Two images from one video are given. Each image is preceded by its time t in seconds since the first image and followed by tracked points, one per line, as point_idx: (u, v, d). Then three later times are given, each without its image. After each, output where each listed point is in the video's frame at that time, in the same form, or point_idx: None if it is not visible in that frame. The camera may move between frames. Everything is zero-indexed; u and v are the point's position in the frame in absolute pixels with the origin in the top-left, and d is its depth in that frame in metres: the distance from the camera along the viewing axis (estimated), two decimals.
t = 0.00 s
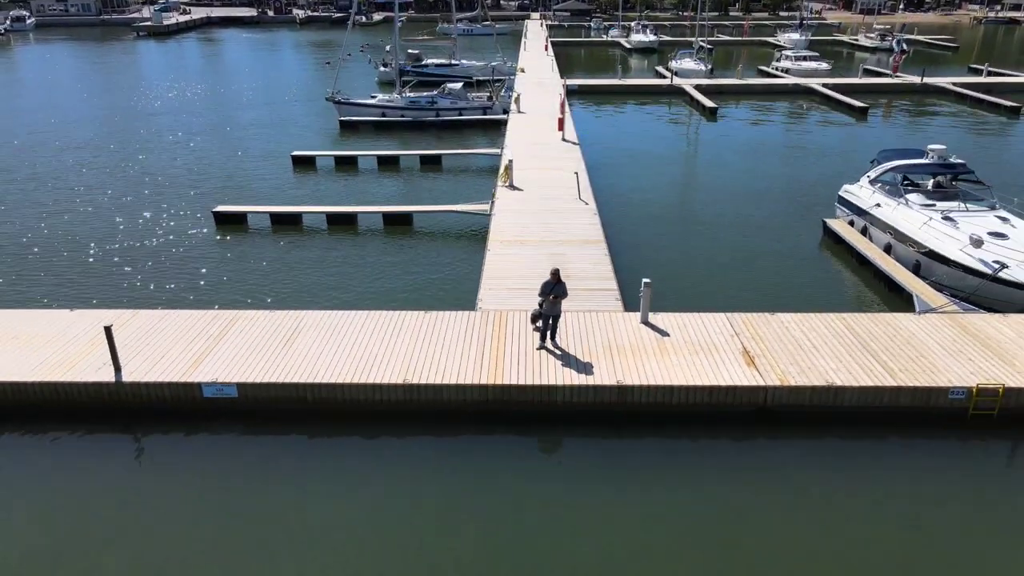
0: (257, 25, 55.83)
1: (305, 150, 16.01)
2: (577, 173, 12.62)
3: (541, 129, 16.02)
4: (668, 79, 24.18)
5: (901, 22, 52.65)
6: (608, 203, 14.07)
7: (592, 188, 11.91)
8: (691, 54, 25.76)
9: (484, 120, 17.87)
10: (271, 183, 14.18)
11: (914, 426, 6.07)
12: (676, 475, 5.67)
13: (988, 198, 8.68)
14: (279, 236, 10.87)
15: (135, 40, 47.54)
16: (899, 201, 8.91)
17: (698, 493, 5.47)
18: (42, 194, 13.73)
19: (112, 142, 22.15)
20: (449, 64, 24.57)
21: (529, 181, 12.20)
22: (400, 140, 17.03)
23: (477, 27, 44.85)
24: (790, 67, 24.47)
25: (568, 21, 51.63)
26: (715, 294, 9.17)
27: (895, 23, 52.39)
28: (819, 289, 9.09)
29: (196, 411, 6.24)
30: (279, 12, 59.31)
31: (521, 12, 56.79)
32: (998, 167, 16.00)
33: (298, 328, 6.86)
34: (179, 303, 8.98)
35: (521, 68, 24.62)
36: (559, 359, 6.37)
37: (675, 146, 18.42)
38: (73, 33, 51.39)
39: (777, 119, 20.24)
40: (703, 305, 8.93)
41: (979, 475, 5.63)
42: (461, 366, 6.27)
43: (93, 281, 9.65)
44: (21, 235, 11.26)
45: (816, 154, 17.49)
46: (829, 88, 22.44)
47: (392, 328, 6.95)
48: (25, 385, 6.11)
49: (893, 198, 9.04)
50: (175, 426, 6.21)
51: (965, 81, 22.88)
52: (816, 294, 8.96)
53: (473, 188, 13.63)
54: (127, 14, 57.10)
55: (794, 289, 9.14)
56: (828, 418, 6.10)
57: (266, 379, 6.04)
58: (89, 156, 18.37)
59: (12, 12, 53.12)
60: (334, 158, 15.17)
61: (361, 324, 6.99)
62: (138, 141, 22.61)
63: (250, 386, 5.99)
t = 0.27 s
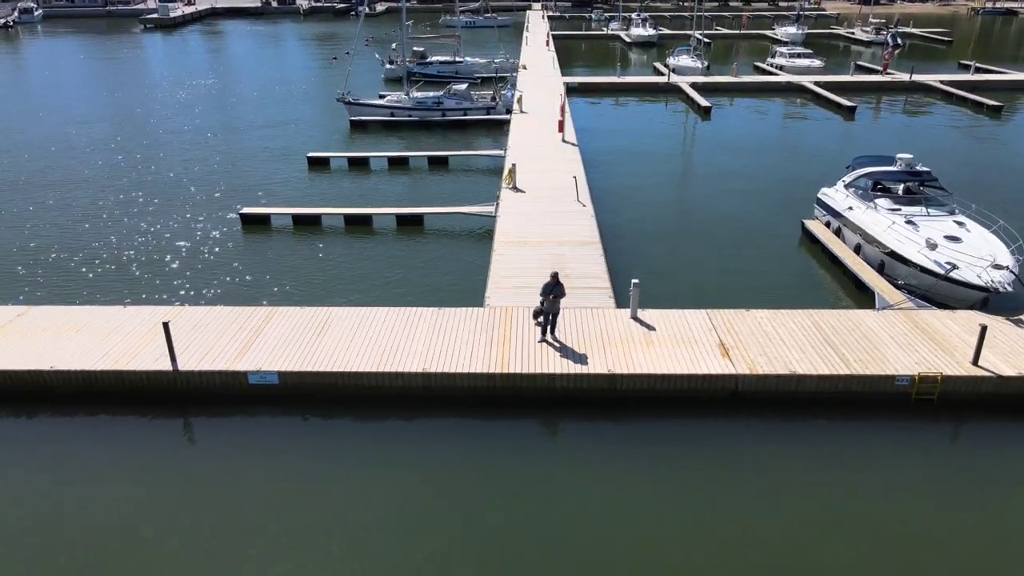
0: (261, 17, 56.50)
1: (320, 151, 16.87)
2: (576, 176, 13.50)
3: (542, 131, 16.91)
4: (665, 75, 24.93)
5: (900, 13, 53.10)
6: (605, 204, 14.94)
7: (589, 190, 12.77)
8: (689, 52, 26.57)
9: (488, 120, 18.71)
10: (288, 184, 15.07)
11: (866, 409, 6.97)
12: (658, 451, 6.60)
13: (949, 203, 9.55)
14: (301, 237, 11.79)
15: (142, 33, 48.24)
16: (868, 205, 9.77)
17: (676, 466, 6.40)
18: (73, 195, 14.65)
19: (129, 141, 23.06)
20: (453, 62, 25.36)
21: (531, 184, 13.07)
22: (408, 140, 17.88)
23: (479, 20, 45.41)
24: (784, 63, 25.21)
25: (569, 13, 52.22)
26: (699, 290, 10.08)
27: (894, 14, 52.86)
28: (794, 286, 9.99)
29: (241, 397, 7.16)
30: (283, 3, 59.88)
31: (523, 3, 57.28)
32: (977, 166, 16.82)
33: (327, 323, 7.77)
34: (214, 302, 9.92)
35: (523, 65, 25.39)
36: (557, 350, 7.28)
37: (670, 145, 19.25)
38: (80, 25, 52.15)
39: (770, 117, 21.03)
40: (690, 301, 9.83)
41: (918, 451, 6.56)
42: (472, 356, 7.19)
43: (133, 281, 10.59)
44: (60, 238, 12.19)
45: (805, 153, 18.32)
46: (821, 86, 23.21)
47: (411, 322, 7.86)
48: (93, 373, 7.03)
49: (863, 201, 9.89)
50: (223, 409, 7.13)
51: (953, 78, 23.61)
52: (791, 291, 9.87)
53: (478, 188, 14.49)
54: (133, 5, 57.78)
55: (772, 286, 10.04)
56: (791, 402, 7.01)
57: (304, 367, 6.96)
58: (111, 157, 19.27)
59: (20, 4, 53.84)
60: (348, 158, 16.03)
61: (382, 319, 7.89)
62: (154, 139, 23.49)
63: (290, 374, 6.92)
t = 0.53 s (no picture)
0: (264, 13, 57.14)
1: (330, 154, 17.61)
2: (575, 181, 14.30)
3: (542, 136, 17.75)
4: (663, 76, 25.61)
5: (897, 9, 53.63)
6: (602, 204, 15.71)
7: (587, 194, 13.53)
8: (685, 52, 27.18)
9: (490, 122, 19.44)
10: (301, 187, 15.84)
11: (832, 398, 7.76)
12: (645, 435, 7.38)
13: (919, 208, 10.31)
14: (316, 239, 12.58)
15: (148, 30, 48.91)
16: (845, 210, 10.51)
17: (661, 448, 7.19)
18: (96, 198, 15.44)
19: (143, 142, 23.86)
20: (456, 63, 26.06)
21: (533, 189, 13.85)
22: (413, 142, 18.62)
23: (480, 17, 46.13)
24: (778, 64, 25.88)
25: (569, 9, 52.81)
26: (687, 290, 10.88)
27: (892, 10, 53.37)
28: (775, 286, 10.78)
29: (270, 387, 7.97)
30: None
31: None
32: (960, 167, 17.53)
33: (346, 320, 8.57)
34: (238, 300, 10.74)
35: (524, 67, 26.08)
36: (556, 344, 8.08)
37: (665, 146, 19.98)
38: (87, 22, 52.85)
39: (762, 119, 21.74)
40: (678, 299, 10.63)
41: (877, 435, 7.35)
42: (479, 350, 7.99)
43: (161, 282, 11.41)
44: (90, 241, 13.02)
45: (796, 154, 19.05)
46: (813, 87, 23.90)
47: (423, 319, 8.66)
48: (139, 366, 7.82)
49: (841, 206, 10.63)
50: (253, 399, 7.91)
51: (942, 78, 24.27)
52: (772, 290, 10.67)
53: (482, 191, 15.25)
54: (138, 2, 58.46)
55: (754, 286, 10.84)
56: (765, 392, 7.81)
57: (329, 360, 7.77)
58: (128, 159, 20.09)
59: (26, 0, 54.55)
60: (357, 161, 16.78)
61: (397, 316, 8.68)
62: (166, 139, 24.29)
63: (316, 366, 7.73)
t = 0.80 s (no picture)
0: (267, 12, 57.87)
1: (339, 158, 18.36)
2: (574, 186, 15.05)
3: (543, 141, 18.53)
4: (659, 79, 26.38)
5: (893, 9, 54.36)
6: (599, 208, 16.50)
7: (585, 199, 14.29)
8: (682, 55, 27.95)
9: (493, 126, 20.19)
10: (313, 191, 16.61)
11: (805, 391, 8.57)
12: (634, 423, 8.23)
13: (891, 215, 11.09)
14: (330, 242, 13.38)
15: (154, 31, 49.72)
16: (823, 216, 11.29)
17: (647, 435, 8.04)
18: (116, 201, 16.18)
19: (155, 144, 24.65)
20: (459, 66, 26.79)
21: (534, 193, 14.61)
22: (418, 145, 19.38)
23: (482, 17, 47.08)
24: (772, 67, 26.63)
25: (569, 9, 53.51)
26: (677, 292, 11.68)
27: (888, 10, 54.09)
28: (758, 288, 11.60)
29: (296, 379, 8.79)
30: None
31: None
32: (943, 171, 18.28)
33: (362, 320, 9.43)
34: (258, 300, 11.54)
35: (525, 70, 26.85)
36: (554, 341, 8.92)
37: (661, 149, 20.74)
38: (93, 21, 53.62)
39: (755, 122, 22.49)
40: (669, 300, 11.44)
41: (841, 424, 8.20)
42: (485, 346, 8.85)
43: (185, 283, 12.22)
44: (116, 244, 13.83)
45: (786, 157, 19.81)
46: (806, 91, 24.63)
47: (434, 319, 9.54)
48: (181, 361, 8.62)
49: (820, 212, 11.41)
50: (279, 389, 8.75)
51: (931, 81, 25.02)
52: (755, 292, 11.49)
53: (486, 194, 16.02)
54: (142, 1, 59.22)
55: (739, 288, 11.65)
56: (745, 385, 8.59)
57: (352, 356, 8.64)
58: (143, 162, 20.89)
59: None
60: (366, 165, 17.55)
61: (411, 317, 9.55)
62: (178, 142, 25.08)
63: (337, 361, 8.60)
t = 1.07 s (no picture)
0: (270, 13, 58.72)
1: (351, 165, 19.38)
2: (572, 193, 16.02)
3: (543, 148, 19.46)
4: (655, 86, 27.38)
5: (887, 11, 55.13)
6: (598, 211, 17.39)
7: (582, 206, 15.28)
8: (677, 61, 28.88)
9: (495, 133, 21.18)
10: (326, 197, 17.66)
11: (770, 385, 9.87)
12: (626, 418, 9.52)
13: (863, 223, 12.11)
14: (344, 248, 14.37)
15: (161, 35, 50.64)
16: (802, 223, 12.20)
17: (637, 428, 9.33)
18: (139, 208, 17.29)
19: (170, 150, 25.65)
20: (462, 73, 27.71)
21: (535, 199, 15.57)
22: (425, 152, 20.37)
23: (483, 20, 48.25)
24: (765, 74, 27.62)
25: (568, 11, 54.36)
26: (665, 294, 12.68)
27: (883, 12, 54.86)
28: (740, 290, 12.62)
29: (331, 375, 10.09)
30: None
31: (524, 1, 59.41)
32: (922, 179, 19.32)
33: (379, 321, 10.84)
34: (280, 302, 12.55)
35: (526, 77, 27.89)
36: (554, 339, 10.27)
37: (656, 153, 21.74)
38: (99, 23, 54.46)
39: (746, 128, 23.49)
40: (658, 301, 12.44)
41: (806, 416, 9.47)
42: (491, 344, 10.23)
43: (214, 286, 13.27)
44: (146, 250, 14.88)
45: (776, 163, 20.76)
46: (796, 97, 25.58)
47: (451, 320, 10.89)
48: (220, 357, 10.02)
49: (799, 220, 12.34)
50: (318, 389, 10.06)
51: (916, 88, 25.99)
52: (738, 293, 12.54)
53: (489, 200, 17.03)
54: (147, 2, 60.05)
55: (723, 289, 12.69)
56: (717, 380, 9.94)
57: (373, 353, 10.07)
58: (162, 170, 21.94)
59: (40, 1, 56.12)
60: (376, 172, 18.54)
61: (429, 317, 10.94)
62: (191, 146, 26.12)
63: (358, 357, 10.01)
